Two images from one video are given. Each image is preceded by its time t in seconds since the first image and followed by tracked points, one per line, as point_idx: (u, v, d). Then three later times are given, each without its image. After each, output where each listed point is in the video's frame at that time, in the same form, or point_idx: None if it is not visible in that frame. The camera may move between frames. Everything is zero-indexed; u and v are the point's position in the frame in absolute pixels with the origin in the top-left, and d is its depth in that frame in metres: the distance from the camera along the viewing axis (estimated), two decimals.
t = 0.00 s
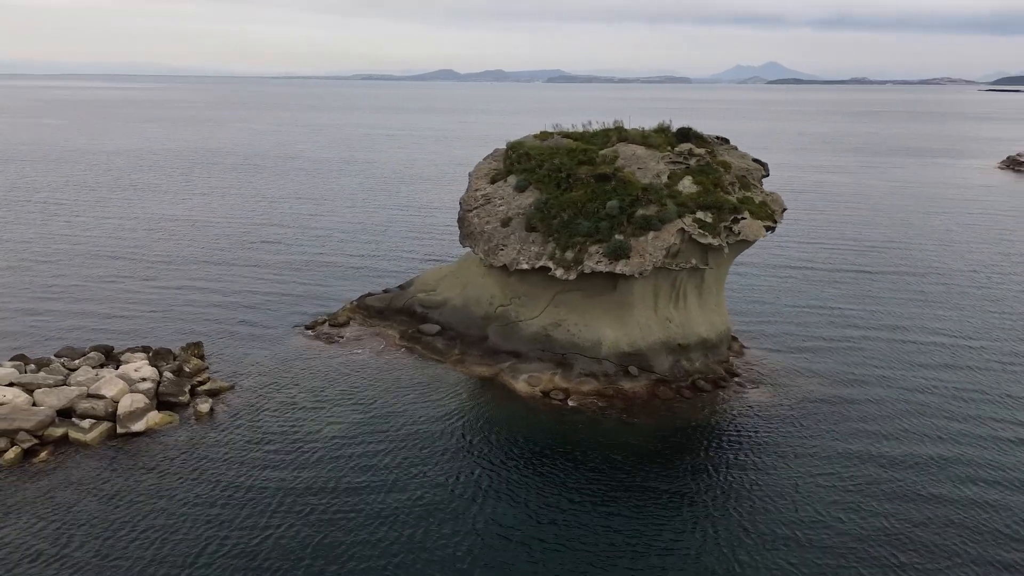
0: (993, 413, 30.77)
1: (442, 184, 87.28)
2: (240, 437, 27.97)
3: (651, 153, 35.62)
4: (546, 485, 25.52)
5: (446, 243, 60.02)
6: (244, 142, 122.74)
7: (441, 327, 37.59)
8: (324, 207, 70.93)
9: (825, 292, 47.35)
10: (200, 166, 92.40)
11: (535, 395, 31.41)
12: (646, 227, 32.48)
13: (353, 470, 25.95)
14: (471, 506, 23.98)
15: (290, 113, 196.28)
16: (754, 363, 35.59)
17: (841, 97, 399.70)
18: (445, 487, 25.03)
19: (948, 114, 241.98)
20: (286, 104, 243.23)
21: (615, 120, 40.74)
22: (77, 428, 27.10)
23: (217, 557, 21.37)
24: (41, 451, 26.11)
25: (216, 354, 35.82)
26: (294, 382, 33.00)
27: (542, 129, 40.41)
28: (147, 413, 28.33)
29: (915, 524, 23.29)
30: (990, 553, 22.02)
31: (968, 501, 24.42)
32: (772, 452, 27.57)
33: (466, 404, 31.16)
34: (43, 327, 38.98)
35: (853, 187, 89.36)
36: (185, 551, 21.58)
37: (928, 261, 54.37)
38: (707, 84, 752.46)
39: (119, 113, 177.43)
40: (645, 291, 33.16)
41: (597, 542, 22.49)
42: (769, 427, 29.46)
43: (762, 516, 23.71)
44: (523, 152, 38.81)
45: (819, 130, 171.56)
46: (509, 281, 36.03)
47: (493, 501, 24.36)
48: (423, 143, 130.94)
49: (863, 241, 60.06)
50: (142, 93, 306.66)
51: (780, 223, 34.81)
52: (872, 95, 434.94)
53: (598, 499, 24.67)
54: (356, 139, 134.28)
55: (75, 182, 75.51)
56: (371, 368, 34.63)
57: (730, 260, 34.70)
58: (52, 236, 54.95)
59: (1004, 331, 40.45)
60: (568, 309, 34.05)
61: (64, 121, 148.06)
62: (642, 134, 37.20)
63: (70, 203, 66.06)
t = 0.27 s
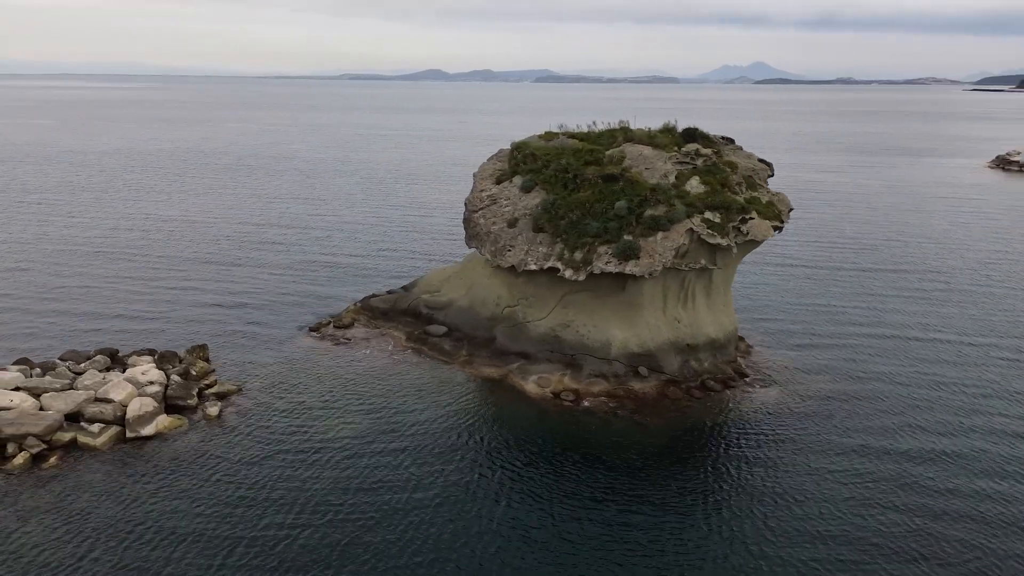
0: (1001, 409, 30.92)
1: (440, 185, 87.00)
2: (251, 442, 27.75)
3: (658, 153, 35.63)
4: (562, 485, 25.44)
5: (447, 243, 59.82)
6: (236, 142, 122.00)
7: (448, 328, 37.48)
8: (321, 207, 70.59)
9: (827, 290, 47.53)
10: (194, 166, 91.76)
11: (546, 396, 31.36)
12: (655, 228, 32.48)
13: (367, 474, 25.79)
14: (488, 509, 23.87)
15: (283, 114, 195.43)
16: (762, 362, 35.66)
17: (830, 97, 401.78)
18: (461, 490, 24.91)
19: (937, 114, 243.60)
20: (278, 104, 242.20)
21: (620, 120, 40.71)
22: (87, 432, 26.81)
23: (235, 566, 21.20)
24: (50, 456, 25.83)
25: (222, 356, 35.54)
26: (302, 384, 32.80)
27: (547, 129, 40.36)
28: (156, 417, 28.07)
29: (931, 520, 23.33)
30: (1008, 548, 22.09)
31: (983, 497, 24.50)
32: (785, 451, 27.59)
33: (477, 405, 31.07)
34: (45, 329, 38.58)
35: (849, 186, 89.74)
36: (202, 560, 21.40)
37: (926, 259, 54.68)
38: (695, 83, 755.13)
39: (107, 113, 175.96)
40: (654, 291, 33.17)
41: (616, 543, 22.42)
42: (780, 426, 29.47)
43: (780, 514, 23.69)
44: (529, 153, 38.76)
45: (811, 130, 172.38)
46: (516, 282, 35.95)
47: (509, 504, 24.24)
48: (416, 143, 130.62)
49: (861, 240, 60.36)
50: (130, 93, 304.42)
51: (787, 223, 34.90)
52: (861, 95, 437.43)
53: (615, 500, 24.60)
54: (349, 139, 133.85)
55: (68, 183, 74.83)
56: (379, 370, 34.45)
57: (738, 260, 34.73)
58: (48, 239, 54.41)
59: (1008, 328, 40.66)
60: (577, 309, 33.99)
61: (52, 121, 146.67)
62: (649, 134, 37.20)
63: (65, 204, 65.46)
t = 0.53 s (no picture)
0: (1008, 406, 31.10)
1: (435, 185, 86.77)
2: (263, 446, 27.46)
3: (664, 154, 35.62)
4: (578, 486, 25.31)
5: (447, 243, 59.62)
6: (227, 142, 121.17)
7: (454, 330, 37.32)
8: (317, 208, 70.19)
9: (827, 289, 47.70)
10: (186, 166, 91.05)
11: (555, 397, 31.26)
12: (663, 228, 32.46)
13: (381, 476, 25.58)
14: (504, 511, 23.70)
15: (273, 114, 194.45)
16: (769, 362, 35.71)
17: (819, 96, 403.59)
18: (476, 493, 24.75)
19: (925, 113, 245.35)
20: (269, 104, 240.90)
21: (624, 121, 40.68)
22: (95, 437, 26.48)
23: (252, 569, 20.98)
24: (59, 461, 25.51)
25: (227, 359, 35.24)
26: (309, 387, 32.56)
27: (551, 130, 40.29)
28: (164, 421, 27.79)
29: (949, 518, 23.33)
30: None
31: (997, 493, 24.60)
32: (798, 449, 27.55)
33: (486, 407, 30.92)
34: (45, 331, 38.11)
35: (842, 185, 90.19)
36: (218, 564, 21.17)
37: (924, 258, 54.98)
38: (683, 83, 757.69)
39: (95, 113, 174.40)
40: (662, 292, 33.14)
41: (635, 544, 22.26)
42: (792, 425, 29.44)
43: (798, 512, 23.61)
44: (534, 153, 38.68)
45: (801, 130, 173.28)
46: (523, 283, 35.84)
47: (525, 506, 24.09)
48: (408, 143, 130.24)
49: (858, 239, 60.63)
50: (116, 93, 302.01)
51: (794, 223, 34.97)
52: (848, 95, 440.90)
53: (629, 500, 24.50)
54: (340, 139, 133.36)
55: (60, 184, 74.05)
56: (386, 372, 34.24)
57: (745, 260, 34.76)
58: (43, 240, 53.79)
59: (1010, 326, 40.88)
60: (585, 310, 33.91)
61: (39, 121, 145.12)
62: (654, 134, 37.19)
63: (58, 205, 64.76)
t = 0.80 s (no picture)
0: (1015, 403, 31.33)
1: (430, 185, 86.51)
2: (274, 450, 27.22)
3: (671, 154, 35.63)
4: (593, 487, 25.22)
5: (446, 243, 59.44)
6: (217, 142, 120.26)
7: (459, 331, 37.16)
8: (313, 208, 69.79)
9: (828, 288, 47.90)
10: (178, 166, 90.28)
11: (565, 399, 31.18)
12: (672, 229, 32.47)
13: (395, 479, 25.39)
14: (522, 513, 23.57)
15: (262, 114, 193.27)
16: (775, 361, 35.80)
17: (807, 96, 405.53)
18: (492, 495, 24.61)
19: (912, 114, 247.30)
20: (257, 104, 239.63)
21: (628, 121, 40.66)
22: (103, 441, 26.17)
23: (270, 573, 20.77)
24: (67, 466, 25.16)
25: (232, 361, 34.93)
26: (316, 389, 32.31)
27: (555, 130, 40.21)
28: (173, 425, 27.49)
29: (966, 515, 23.43)
30: None
31: (1011, 490, 24.74)
32: (810, 448, 27.58)
33: (496, 409, 30.80)
34: (45, 335, 37.63)
35: (836, 185, 90.71)
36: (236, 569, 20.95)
37: (921, 257, 55.33)
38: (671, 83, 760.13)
39: (82, 113, 172.64)
40: (670, 292, 33.14)
41: (655, 545, 22.18)
42: (802, 424, 29.49)
43: (815, 511, 23.63)
44: (538, 154, 38.59)
45: (791, 130, 174.17)
46: (529, 283, 35.74)
47: (543, 507, 23.97)
48: (400, 144, 129.86)
49: (856, 238, 60.93)
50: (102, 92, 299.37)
51: (800, 223, 35.07)
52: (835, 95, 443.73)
53: (645, 500, 24.44)
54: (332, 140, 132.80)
55: (52, 185, 73.21)
56: (393, 374, 34.02)
57: (752, 261, 34.82)
58: (37, 242, 53.12)
59: (1011, 323, 41.20)
60: (592, 311, 33.84)
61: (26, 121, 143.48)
62: (659, 134, 37.19)
63: (51, 207, 64.01)
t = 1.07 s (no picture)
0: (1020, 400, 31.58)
1: (425, 186, 86.27)
2: (284, 454, 26.97)
3: (676, 155, 35.64)
4: (609, 489, 25.16)
5: (444, 244, 59.29)
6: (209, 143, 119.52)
7: (465, 332, 37.04)
8: (309, 210, 69.47)
9: (828, 288, 48.16)
10: (171, 168, 89.63)
11: (575, 401, 31.11)
12: (679, 230, 32.47)
13: (409, 482, 25.22)
14: (539, 516, 23.46)
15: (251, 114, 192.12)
16: (781, 361, 35.92)
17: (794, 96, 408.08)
18: (508, 498, 24.49)
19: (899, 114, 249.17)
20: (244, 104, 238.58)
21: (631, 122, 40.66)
22: (112, 447, 25.85)
23: None
24: (75, 472, 24.84)
25: (236, 365, 34.64)
26: (323, 393, 32.09)
27: (559, 131, 40.14)
28: (182, 429, 27.22)
29: (980, 512, 23.54)
30: None
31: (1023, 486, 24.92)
32: (822, 447, 27.62)
33: (505, 411, 30.72)
34: (44, 339, 37.17)
35: (829, 185, 91.27)
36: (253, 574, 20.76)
37: (918, 255, 55.71)
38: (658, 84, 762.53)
39: (69, 113, 171.18)
40: (678, 294, 33.13)
41: (675, 546, 22.14)
42: (812, 423, 29.56)
43: (830, 509, 23.70)
44: (543, 155, 38.50)
45: (781, 130, 175.07)
46: (535, 285, 35.65)
47: (559, 510, 23.89)
48: (393, 145, 129.57)
49: (852, 238, 61.28)
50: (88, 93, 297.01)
51: (805, 223, 35.17)
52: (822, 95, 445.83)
53: (661, 501, 24.41)
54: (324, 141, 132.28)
55: (44, 187, 72.48)
56: (400, 377, 33.84)
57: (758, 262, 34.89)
58: (32, 245, 52.55)
59: (1011, 321, 41.54)
60: (600, 312, 33.78)
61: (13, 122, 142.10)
62: (664, 135, 37.17)
63: (44, 209, 63.34)
